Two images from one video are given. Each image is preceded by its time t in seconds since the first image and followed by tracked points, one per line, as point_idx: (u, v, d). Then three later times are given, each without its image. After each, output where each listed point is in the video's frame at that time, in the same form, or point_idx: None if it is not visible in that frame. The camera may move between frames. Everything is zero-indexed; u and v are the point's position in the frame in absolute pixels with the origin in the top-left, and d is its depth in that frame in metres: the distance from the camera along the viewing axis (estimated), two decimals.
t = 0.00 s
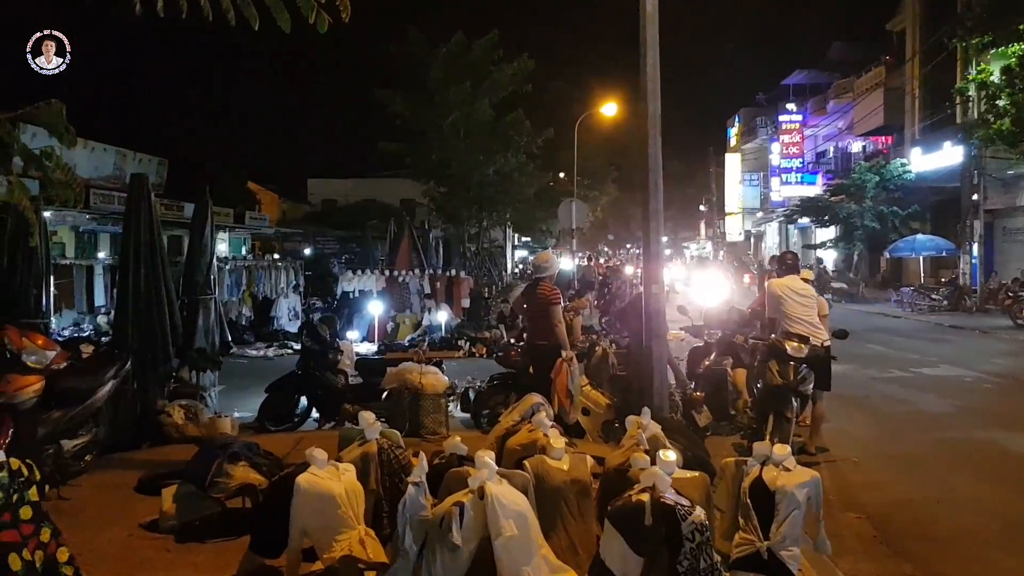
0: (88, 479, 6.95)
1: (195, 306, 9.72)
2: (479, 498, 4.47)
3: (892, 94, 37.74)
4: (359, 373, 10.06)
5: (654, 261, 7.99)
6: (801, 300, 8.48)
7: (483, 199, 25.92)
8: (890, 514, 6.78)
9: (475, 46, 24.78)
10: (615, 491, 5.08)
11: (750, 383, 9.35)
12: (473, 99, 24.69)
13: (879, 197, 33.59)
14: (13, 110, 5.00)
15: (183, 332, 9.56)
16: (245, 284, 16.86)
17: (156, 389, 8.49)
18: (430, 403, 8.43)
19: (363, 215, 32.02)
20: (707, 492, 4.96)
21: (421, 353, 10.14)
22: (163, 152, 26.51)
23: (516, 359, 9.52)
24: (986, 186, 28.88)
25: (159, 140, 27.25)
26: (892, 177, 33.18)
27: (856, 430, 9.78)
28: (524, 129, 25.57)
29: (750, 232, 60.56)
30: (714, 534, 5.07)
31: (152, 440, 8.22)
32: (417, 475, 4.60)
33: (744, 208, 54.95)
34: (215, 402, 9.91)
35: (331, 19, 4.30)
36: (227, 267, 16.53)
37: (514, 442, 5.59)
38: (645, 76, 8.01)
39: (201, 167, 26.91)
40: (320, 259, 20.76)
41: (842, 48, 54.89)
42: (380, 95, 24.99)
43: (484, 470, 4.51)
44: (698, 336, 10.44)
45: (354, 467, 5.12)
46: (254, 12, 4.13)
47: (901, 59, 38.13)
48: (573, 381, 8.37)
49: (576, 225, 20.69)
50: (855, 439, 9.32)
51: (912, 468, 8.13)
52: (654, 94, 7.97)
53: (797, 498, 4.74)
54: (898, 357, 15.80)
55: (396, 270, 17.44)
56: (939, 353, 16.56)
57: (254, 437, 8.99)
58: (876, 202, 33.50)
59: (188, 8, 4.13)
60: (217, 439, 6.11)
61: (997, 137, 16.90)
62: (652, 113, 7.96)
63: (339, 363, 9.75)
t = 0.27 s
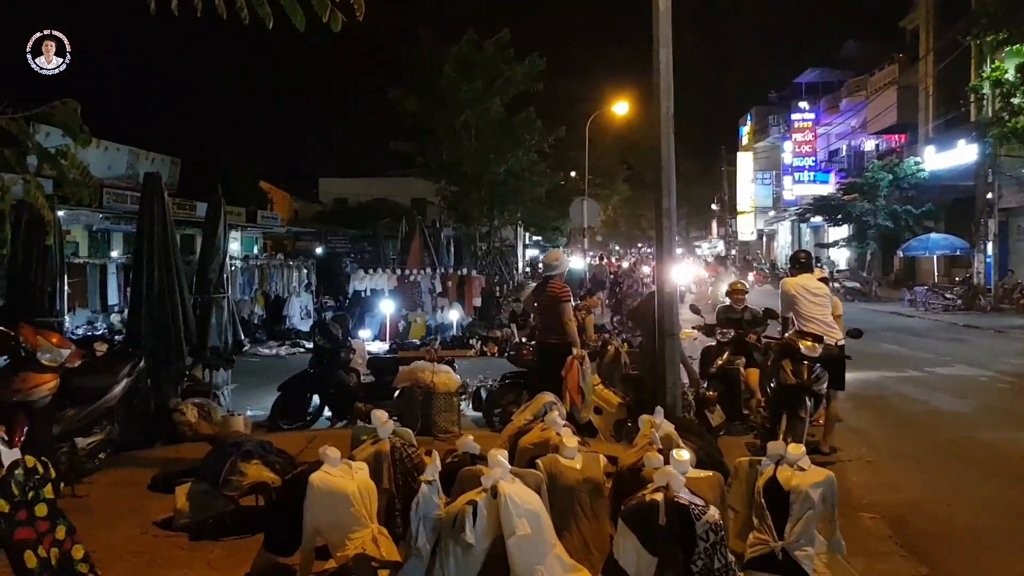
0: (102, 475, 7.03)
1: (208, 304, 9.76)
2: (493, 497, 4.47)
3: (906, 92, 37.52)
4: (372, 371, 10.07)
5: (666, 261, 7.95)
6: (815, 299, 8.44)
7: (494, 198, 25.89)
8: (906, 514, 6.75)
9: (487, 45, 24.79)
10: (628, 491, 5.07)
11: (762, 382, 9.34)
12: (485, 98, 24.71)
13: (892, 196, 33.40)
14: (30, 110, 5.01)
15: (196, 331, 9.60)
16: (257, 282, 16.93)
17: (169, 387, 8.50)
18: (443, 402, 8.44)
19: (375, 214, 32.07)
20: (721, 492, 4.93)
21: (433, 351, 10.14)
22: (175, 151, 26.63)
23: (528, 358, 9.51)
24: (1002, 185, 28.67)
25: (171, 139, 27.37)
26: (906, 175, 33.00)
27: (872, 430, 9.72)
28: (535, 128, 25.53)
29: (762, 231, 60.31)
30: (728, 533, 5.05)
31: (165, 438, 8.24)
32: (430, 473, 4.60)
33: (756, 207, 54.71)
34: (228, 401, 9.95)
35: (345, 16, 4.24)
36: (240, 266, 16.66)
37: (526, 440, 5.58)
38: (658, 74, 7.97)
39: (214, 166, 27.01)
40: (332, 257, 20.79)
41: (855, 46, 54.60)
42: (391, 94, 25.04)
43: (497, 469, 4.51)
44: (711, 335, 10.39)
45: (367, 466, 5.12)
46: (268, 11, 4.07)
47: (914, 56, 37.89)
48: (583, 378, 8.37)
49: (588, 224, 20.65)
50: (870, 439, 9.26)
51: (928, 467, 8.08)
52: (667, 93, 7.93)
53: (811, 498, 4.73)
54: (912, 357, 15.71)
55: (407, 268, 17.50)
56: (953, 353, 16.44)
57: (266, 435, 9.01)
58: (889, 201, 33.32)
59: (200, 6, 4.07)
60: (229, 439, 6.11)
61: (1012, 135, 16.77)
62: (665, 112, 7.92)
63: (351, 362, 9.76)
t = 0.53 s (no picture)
0: (121, 473, 7.09)
1: (226, 304, 9.80)
2: (509, 496, 4.46)
3: (925, 90, 37.20)
4: (388, 371, 10.09)
5: (683, 261, 7.90)
6: (833, 299, 8.39)
7: (509, 199, 25.87)
8: (927, 515, 6.68)
9: (502, 45, 24.79)
10: (645, 492, 5.05)
11: (779, 383, 9.30)
12: (500, 98, 24.72)
13: (911, 195, 33.17)
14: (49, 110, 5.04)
15: (214, 330, 9.64)
16: (274, 282, 17.03)
17: (187, 386, 8.55)
18: (458, 401, 8.44)
19: (391, 214, 32.13)
20: (739, 492, 4.90)
21: (449, 351, 10.14)
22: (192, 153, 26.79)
23: (544, 358, 9.50)
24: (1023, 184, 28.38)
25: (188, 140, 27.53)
26: (925, 174, 32.82)
27: (891, 431, 9.64)
28: (551, 128, 25.51)
29: (779, 231, 59.96)
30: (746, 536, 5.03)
31: (183, 437, 8.29)
32: (446, 473, 4.60)
33: (773, 207, 54.39)
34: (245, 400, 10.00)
35: (362, 18, 4.24)
36: (256, 266, 16.76)
37: (543, 441, 5.57)
38: (676, 73, 7.90)
39: (231, 167, 27.15)
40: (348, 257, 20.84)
41: (873, 44, 54.23)
42: (407, 94, 25.09)
43: (513, 469, 4.50)
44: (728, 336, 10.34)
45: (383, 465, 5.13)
46: (285, 10, 4.06)
47: (933, 54, 37.58)
48: (598, 379, 8.37)
49: (604, 224, 20.60)
50: (889, 440, 9.18)
51: (949, 469, 8.00)
52: (684, 92, 7.87)
53: (831, 499, 4.67)
54: (931, 357, 15.57)
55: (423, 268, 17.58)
56: (974, 353, 16.27)
57: (282, 434, 9.04)
58: (908, 200, 33.06)
59: (216, 6, 4.06)
60: (247, 437, 6.19)
61: None
62: (682, 111, 7.84)
63: (368, 361, 9.78)
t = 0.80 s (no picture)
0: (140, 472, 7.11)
1: (245, 303, 9.84)
2: (528, 497, 4.46)
3: (947, 89, 36.85)
4: (406, 370, 10.11)
5: (702, 262, 7.85)
6: (853, 300, 8.34)
7: (527, 199, 25.86)
8: (949, 517, 6.62)
9: (520, 44, 24.81)
10: (665, 492, 5.03)
11: (800, 384, 9.28)
12: (518, 98, 24.73)
13: (933, 195, 32.86)
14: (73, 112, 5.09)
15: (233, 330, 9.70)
16: (293, 282, 17.16)
17: (206, 386, 8.60)
18: (476, 401, 8.45)
19: (409, 214, 32.20)
20: (760, 494, 4.86)
21: (467, 351, 10.14)
22: (212, 153, 26.98)
23: (562, 358, 9.49)
24: None
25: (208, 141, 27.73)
26: (946, 174, 32.51)
27: (913, 432, 9.55)
28: (568, 127, 25.48)
29: (799, 231, 59.61)
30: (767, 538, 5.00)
31: (203, 436, 8.35)
32: (465, 473, 4.59)
33: (793, 207, 54.05)
34: (264, 399, 10.05)
35: (381, 18, 4.25)
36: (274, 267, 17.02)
37: (562, 441, 5.56)
38: (695, 70, 7.83)
39: (250, 168, 27.32)
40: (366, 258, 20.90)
41: (894, 43, 53.81)
42: (425, 94, 25.15)
43: (532, 469, 4.48)
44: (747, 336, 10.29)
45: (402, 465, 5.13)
46: (306, 11, 4.08)
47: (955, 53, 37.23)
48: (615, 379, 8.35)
49: (622, 224, 20.55)
50: (910, 442, 9.10)
51: (972, 471, 7.92)
52: (704, 90, 7.81)
53: (853, 501, 4.62)
54: (954, 358, 15.43)
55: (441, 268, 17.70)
56: (997, 354, 16.10)
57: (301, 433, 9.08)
58: (930, 200, 32.76)
59: (237, 8, 4.08)
60: (266, 437, 6.15)
61: None
62: (701, 111, 7.80)
63: (386, 361, 9.80)
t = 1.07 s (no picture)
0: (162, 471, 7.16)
1: (265, 304, 9.89)
2: (548, 498, 4.43)
3: (970, 87, 36.44)
4: (424, 370, 10.12)
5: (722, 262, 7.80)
6: (876, 301, 8.25)
7: (545, 199, 25.81)
8: (974, 521, 6.53)
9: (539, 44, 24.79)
10: (686, 494, 4.99)
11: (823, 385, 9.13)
12: (536, 97, 24.70)
13: (956, 194, 32.46)
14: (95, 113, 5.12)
15: (253, 329, 9.74)
16: (312, 282, 17.26)
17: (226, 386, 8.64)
18: (495, 402, 8.44)
19: (427, 214, 32.22)
20: (782, 496, 4.81)
21: (486, 351, 10.14)
22: (232, 154, 27.13)
23: (581, 359, 9.46)
24: None
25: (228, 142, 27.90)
26: (970, 173, 32.10)
27: (937, 434, 9.44)
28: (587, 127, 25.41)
29: (820, 230, 59.12)
30: (789, 541, 4.95)
31: (224, 434, 8.39)
32: (484, 474, 4.58)
33: (814, 206, 53.61)
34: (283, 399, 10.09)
35: (401, 17, 4.23)
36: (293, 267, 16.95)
37: (581, 442, 5.54)
38: (715, 68, 7.77)
39: (269, 168, 27.45)
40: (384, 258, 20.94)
41: (916, 40, 53.31)
42: (444, 94, 25.19)
43: (551, 470, 4.46)
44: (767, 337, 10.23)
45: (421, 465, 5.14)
46: (326, 11, 4.07)
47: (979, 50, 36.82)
48: (634, 380, 8.30)
49: (642, 224, 20.46)
50: (934, 444, 8.99)
51: (997, 474, 7.82)
52: (724, 88, 7.75)
53: (876, 503, 4.57)
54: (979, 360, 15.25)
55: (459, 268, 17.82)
56: None
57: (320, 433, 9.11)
58: (953, 199, 32.40)
59: (257, 9, 4.07)
60: (286, 437, 6.23)
61: None
62: (722, 110, 7.73)
63: (404, 361, 9.81)
